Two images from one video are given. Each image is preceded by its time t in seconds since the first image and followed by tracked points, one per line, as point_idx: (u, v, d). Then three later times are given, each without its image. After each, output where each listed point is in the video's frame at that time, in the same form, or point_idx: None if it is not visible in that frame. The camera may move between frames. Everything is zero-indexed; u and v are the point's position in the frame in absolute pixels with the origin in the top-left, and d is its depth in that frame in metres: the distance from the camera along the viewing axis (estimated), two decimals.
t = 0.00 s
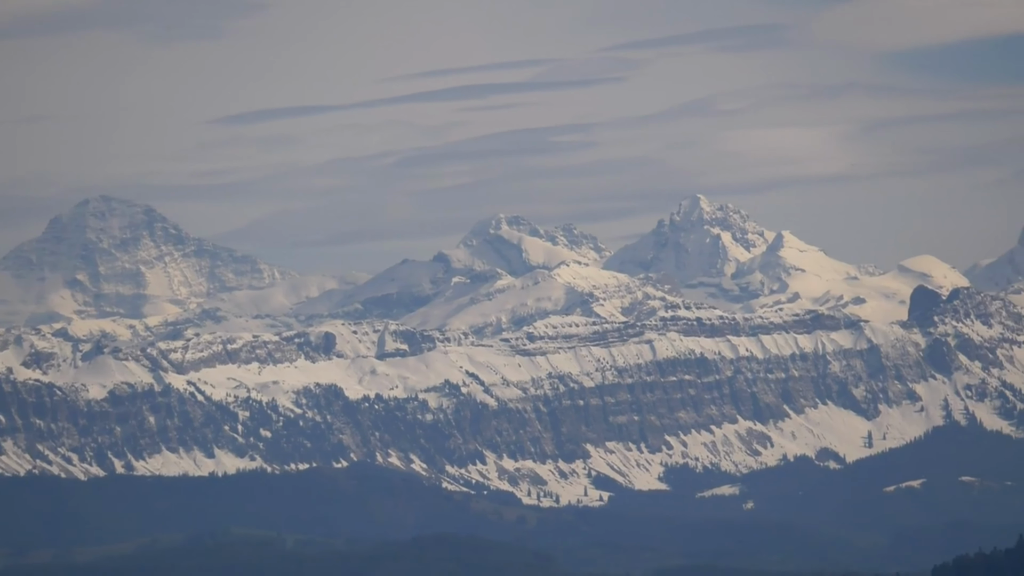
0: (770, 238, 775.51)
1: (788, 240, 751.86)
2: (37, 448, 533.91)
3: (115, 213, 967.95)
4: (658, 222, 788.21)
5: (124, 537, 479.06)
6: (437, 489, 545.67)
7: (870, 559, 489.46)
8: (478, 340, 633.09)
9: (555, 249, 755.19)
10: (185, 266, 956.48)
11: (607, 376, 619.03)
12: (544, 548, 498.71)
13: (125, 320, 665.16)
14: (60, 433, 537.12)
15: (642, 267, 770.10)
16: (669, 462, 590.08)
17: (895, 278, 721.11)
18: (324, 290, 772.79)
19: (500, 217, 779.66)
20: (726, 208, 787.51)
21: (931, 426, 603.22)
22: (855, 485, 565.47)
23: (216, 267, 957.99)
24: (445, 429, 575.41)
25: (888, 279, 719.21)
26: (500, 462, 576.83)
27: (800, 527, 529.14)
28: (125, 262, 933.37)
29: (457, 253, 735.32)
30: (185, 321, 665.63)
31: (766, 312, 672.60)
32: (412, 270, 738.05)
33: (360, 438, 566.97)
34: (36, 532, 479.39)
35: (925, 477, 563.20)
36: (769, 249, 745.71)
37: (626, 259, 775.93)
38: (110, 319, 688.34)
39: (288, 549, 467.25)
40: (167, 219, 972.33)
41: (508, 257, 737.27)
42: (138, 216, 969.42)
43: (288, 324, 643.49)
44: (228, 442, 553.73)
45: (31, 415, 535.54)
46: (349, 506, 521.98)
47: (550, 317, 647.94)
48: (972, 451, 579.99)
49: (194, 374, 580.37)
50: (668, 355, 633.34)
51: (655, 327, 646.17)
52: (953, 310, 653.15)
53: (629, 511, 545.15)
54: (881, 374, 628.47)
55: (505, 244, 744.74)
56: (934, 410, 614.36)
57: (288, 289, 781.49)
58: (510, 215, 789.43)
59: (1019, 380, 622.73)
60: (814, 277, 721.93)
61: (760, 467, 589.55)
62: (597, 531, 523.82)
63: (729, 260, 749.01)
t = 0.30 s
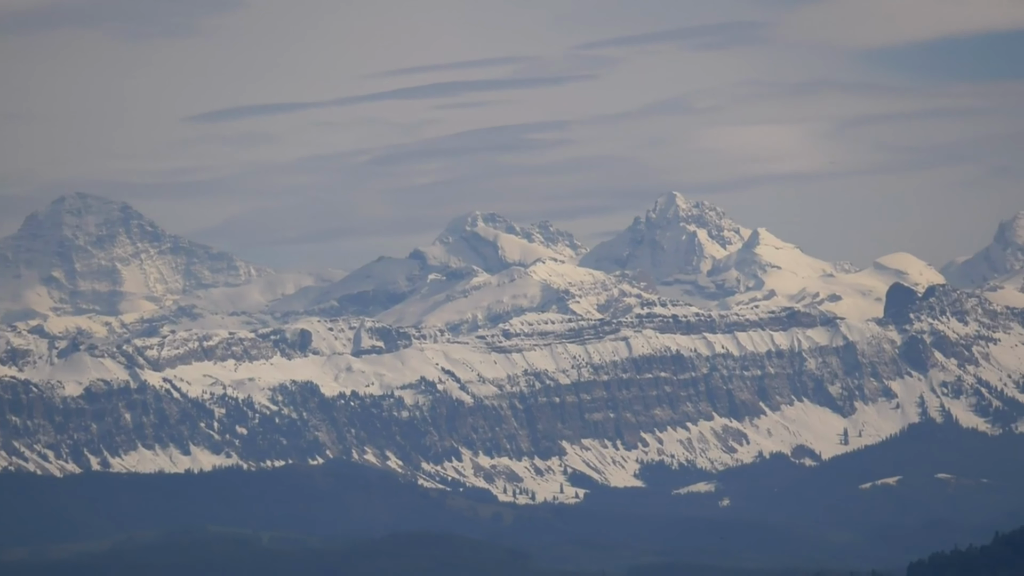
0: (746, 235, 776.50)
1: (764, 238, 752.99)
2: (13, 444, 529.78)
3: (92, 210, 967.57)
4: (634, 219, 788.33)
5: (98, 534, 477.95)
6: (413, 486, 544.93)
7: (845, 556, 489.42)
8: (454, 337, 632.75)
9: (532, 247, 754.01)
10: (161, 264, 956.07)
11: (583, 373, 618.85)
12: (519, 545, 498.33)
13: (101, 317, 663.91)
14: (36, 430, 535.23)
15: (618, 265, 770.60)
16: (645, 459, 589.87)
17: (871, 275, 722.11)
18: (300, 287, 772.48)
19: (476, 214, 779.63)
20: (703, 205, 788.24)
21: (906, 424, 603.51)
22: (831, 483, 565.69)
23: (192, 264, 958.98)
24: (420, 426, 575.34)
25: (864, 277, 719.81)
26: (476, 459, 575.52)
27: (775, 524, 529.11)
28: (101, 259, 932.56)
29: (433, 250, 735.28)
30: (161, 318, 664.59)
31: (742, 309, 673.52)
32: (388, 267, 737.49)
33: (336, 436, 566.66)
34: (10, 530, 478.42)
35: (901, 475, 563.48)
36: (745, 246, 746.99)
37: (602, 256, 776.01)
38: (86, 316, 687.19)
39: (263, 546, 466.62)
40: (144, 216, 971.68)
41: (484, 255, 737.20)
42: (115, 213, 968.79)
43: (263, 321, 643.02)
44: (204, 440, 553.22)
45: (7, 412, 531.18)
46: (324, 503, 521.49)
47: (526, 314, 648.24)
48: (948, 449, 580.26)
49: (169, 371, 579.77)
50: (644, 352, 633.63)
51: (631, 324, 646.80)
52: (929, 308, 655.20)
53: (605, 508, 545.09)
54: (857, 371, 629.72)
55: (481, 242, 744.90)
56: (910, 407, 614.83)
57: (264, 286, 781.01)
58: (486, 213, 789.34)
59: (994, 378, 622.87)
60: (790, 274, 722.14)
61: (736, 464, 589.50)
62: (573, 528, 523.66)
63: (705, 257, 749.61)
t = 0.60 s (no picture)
0: (715, 231, 777.81)
1: (733, 233, 754.51)
2: None
3: (61, 206, 966.56)
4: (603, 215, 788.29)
5: (66, 530, 476.53)
6: (382, 480, 544.62)
7: (814, 552, 489.67)
8: (423, 332, 633.21)
9: (501, 241, 753.34)
10: (131, 260, 955.30)
11: (552, 368, 618.17)
12: (488, 541, 497.92)
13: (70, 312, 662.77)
14: (5, 425, 530.25)
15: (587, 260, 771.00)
16: (614, 454, 589.85)
17: (840, 271, 723.49)
18: (269, 282, 771.93)
19: (446, 210, 779.79)
20: (671, 201, 789.38)
21: (876, 419, 604.30)
22: (800, 479, 566.13)
23: (161, 260, 959.07)
24: (389, 421, 574.98)
25: (833, 272, 720.99)
26: (445, 454, 573.76)
27: (745, 519, 529.59)
28: (70, 254, 931.41)
29: (402, 245, 735.53)
30: (131, 313, 663.42)
31: (711, 304, 673.62)
32: (357, 262, 736.93)
33: (305, 430, 565.61)
34: None
35: (870, 470, 564.42)
36: (714, 241, 748.55)
37: (570, 252, 776.77)
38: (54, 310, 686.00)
39: (231, 541, 465.63)
40: (113, 211, 970.57)
41: (453, 250, 737.73)
42: (84, 208, 967.86)
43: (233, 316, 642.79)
44: (173, 435, 550.60)
45: None
46: (293, 499, 520.72)
47: (495, 309, 648.70)
48: (917, 444, 581.31)
49: (138, 366, 577.22)
50: (613, 347, 633.60)
51: (600, 320, 647.37)
52: (898, 303, 657.73)
53: (574, 504, 544.98)
54: (826, 365, 630.02)
55: (450, 237, 745.41)
56: (878, 402, 615.54)
57: (232, 281, 780.27)
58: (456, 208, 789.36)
59: (963, 373, 624.09)
60: (759, 270, 722.79)
61: (704, 459, 589.64)
62: (542, 523, 523.32)
63: (674, 253, 750.59)
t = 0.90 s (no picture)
0: (683, 225, 778.84)
1: (701, 228, 756.01)
2: None
3: (30, 200, 965.63)
4: (571, 209, 788.46)
5: (34, 525, 475.85)
6: (349, 475, 544.50)
7: (781, 546, 490.58)
8: (391, 326, 634.12)
9: (469, 236, 753.30)
10: (99, 254, 955.05)
11: (520, 362, 618.42)
12: (455, 535, 497.87)
13: (38, 306, 661.60)
14: None
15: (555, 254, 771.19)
16: (581, 449, 590.48)
17: (809, 265, 725.06)
18: (237, 276, 772.00)
19: (415, 205, 779.78)
20: (640, 195, 789.78)
21: (843, 413, 605.30)
22: (768, 473, 566.94)
23: (130, 254, 958.88)
24: (357, 414, 574.86)
25: (802, 267, 722.66)
26: (413, 448, 574.38)
27: (714, 514, 530.32)
28: (39, 249, 930.65)
29: (370, 240, 735.89)
30: (99, 307, 662.83)
31: (679, 299, 675.31)
32: (325, 256, 737.34)
33: (273, 425, 565.01)
34: None
35: (838, 465, 565.78)
36: (682, 236, 749.95)
37: (538, 247, 777.60)
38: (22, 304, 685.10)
39: (199, 536, 465.01)
40: (81, 205, 969.86)
41: (422, 244, 738.55)
42: (52, 203, 967.03)
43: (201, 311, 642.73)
44: (141, 429, 550.97)
45: None
46: (260, 491, 520.73)
47: (463, 303, 648.78)
48: (883, 439, 582.62)
49: (106, 360, 576.72)
50: (581, 342, 633.81)
51: (568, 314, 647.25)
52: (866, 297, 658.87)
53: (541, 498, 545.29)
54: (794, 361, 631.58)
55: (419, 231, 745.93)
56: (847, 397, 616.43)
57: (201, 275, 780.16)
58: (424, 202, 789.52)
59: (931, 367, 625.25)
60: (727, 264, 723.87)
61: (672, 454, 590.39)
62: (510, 518, 523.53)
63: (642, 247, 751.30)
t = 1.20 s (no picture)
0: (651, 219, 779.39)
1: (669, 222, 756.99)
2: None
3: None
4: (538, 203, 788.85)
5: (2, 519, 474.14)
6: (318, 469, 544.17)
7: (749, 540, 490.91)
8: (359, 320, 635.79)
9: (437, 230, 753.43)
10: (67, 247, 953.33)
11: (488, 356, 618.37)
12: (423, 529, 497.50)
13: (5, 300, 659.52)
14: None
15: (522, 249, 771.38)
16: (549, 442, 590.49)
17: (776, 259, 726.27)
18: (205, 270, 771.20)
19: (383, 199, 779.66)
20: (608, 189, 790.18)
21: (811, 407, 606.45)
22: (735, 466, 567.60)
23: (97, 248, 957.45)
24: (324, 407, 574.71)
25: (769, 261, 724.10)
26: (381, 442, 573.85)
27: (681, 508, 530.69)
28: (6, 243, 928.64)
29: (338, 234, 735.72)
30: (66, 301, 661.43)
31: (646, 293, 676.14)
32: (294, 250, 736.07)
33: (240, 418, 564.53)
34: None
35: (805, 458, 566.41)
36: (650, 230, 750.72)
37: (505, 241, 778.08)
38: None
39: (168, 530, 463.83)
40: (49, 200, 967.93)
41: (389, 239, 738.53)
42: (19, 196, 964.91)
43: (168, 305, 641.95)
44: (109, 422, 548.23)
45: None
46: (229, 484, 520.27)
47: (431, 297, 649.44)
48: (850, 432, 583.71)
49: (74, 354, 574.83)
50: (549, 335, 633.70)
51: (536, 308, 647.21)
52: (834, 291, 662.18)
53: (509, 492, 545.37)
54: (761, 355, 632.15)
55: (386, 225, 745.77)
56: (814, 391, 617.17)
57: (168, 269, 779.03)
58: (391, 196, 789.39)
59: (898, 361, 626.83)
60: (694, 258, 724.46)
61: (640, 447, 590.83)
62: (479, 512, 523.50)
63: (610, 241, 751.45)
